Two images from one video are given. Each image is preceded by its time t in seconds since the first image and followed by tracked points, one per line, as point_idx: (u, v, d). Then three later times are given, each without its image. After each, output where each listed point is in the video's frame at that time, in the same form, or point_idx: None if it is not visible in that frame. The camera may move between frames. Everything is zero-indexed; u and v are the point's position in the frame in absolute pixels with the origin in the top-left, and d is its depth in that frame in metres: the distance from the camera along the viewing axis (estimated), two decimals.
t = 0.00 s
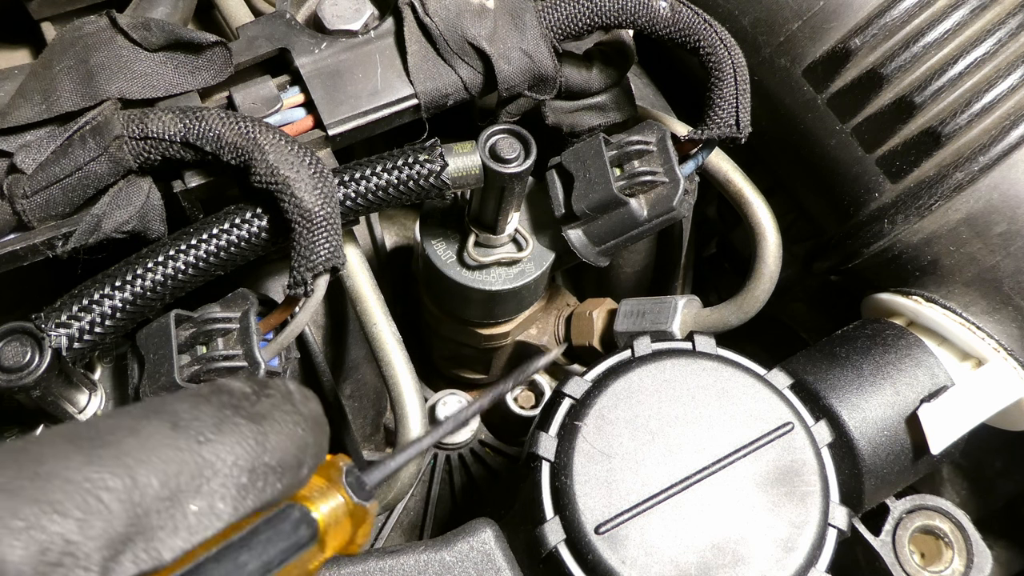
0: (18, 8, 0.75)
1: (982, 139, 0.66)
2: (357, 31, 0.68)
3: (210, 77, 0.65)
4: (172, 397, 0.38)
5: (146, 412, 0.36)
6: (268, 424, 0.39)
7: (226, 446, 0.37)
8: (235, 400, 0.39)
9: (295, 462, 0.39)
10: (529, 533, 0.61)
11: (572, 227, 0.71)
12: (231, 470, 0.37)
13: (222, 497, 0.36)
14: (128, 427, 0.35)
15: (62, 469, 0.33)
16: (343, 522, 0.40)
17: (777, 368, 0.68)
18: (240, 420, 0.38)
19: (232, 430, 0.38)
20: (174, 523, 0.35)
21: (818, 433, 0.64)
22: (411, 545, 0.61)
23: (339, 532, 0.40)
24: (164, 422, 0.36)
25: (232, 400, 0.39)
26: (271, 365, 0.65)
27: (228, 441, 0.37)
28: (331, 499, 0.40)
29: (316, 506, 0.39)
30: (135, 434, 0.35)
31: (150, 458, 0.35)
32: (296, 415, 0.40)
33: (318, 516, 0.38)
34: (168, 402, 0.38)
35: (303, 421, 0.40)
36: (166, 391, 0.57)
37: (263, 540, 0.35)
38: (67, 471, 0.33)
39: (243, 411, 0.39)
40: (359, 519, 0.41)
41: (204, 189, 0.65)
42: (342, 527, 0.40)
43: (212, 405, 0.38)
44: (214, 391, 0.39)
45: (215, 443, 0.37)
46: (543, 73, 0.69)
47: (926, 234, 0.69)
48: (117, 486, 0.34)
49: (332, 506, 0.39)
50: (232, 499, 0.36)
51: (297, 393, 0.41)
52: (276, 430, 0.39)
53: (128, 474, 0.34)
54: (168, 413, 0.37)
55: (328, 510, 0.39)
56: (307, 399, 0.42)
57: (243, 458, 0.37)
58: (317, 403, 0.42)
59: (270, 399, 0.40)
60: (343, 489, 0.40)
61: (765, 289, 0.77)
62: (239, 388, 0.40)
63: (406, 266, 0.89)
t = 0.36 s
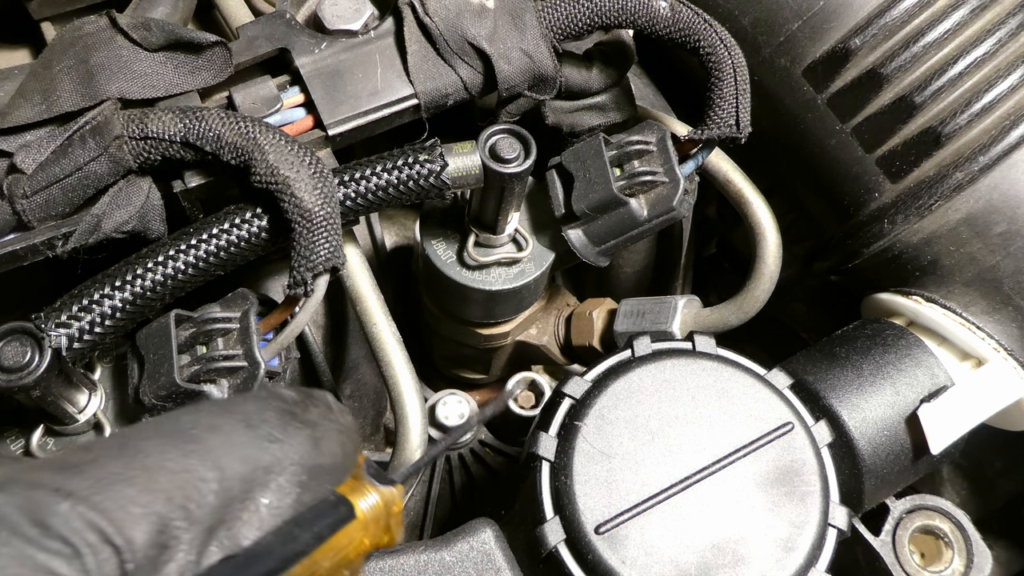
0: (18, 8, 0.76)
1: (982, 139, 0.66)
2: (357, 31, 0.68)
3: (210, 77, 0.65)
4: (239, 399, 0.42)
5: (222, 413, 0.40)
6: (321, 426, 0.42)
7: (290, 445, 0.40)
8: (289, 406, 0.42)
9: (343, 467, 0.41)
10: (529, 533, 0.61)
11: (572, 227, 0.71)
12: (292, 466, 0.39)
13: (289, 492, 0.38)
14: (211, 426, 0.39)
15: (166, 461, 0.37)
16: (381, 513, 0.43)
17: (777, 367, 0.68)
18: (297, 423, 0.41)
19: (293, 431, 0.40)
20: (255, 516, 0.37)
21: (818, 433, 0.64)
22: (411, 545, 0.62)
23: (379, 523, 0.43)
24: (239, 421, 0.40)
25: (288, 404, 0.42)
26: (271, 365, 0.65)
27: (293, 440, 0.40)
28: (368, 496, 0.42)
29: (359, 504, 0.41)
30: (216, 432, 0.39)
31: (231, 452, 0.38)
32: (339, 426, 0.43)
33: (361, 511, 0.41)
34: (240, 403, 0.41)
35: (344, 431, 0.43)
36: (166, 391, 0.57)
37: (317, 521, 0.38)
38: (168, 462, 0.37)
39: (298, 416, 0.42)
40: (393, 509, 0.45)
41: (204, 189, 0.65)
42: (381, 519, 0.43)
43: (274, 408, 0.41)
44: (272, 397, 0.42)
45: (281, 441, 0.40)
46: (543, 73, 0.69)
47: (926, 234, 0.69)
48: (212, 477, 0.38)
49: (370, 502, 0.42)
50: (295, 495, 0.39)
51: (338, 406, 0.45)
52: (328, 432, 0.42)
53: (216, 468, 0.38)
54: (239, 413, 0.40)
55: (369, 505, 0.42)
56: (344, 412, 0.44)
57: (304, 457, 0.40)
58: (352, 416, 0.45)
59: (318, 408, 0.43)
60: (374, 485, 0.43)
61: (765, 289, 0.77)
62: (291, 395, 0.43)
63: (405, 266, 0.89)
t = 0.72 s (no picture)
0: (18, 8, 0.76)
1: (982, 139, 0.66)
2: (357, 31, 0.68)
3: (210, 77, 0.65)
4: (268, 392, 0.46)
5: (252, 404, 0.44)
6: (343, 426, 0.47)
7: (315, 440, 0.45)
8: (314, 403, 0.47)
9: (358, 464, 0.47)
10: (529, 534, 0.61)
11: (572, 227, 0.71)
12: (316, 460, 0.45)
13: (310, 484, 0.44)
14: (244, 415, 0.43)
15: (204, 446, 0.40)
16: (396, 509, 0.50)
17: (777, 367, 0.68)
18: (323, 420, 0.46)
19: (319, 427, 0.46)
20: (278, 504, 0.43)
21: (818, 433, 0.64)
22: (411, 545, 0.62)
23: (393, 520, 0.50)
24: (270, 414, 0.44)
25: (312, 402, 0.47)
26: (271, 365, 0.65)
27: (318, 434, 0.45)
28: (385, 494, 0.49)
29: (377, 501, 0.49)
30: (249, 422, 0.43)
31: (263, 442, 0.43)
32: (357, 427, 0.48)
33: (378, 506, 0.48)
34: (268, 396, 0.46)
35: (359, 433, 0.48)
36: (166, 391, 0.57)
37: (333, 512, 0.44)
38: (205, 447, 0.40)
39: (321, 413, 0.47)
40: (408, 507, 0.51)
41: (204, 189, 0.65)
42: (395, 516, 0.50)
43: (300, 403, 0.46)
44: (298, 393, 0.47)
45: (308, 434, 0.45)
46: (543, 73, 0.69)
47: (926, 234, 0.69)
48: (245, 463, 0.41)
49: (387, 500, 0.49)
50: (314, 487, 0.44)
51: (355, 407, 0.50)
52: (349, 432, 0.47)
53: (249, 454, 0.42)
54: (268, 404, 0.45)
55: (385, 502, 0.49)
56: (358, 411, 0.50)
57: (327, 452, 0.45)
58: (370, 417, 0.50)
59: (337, 407, 0.48)
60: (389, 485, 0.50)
61: (765, 289, 0.77)
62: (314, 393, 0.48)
63: (405, 266, 0.89)
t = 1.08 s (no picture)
0: (18, 8, 0.75)
1: (982, 139, 0.66)
2: (357, 31, 0.68)
3: (210, 77, 0.65)
4: (258, 397, 0.47)
5: (242, 409, 0.45)
6: (334, 431, 0.48)
7: (304, 446, 0.46)
8: (305, 409, 0.48)
9: (350, 470, 0.49)
10: (529, 534, 0.61)
11: (572, 227, 0.71)
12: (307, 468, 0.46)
13: (299, 491, 0.45)
14: (233, 420, 0.44)
15: (188, 450, 0.41)
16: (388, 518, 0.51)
17: (777, 367, 0.68)
18: (313, 426, 0.47)
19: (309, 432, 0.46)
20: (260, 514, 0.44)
21: (818, 433, 0.64)
22: (411, 545, 0.62)
23: (385, 526, 0.51)
24: (259, 419, 0.45)
25: (304, 407, 0.48)
26: (271, 365, 0.65)
27: (308, 440, 0.46)
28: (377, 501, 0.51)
29: (369, 508, 0.50)
30: (236, 426, 0.44)
31: (250, 447, 0.43)
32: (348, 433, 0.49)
33: (369, 513, 0.50)
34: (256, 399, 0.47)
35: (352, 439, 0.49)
36: (166, 391, 0.57)
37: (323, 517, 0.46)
38: (190, 450, 0.41)
39: (313, 419, 0.47)
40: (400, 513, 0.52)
41: (204, 189, 0.65)
42: (388, 522, 0.51)
43: (291, 409, 0.47)
44: (288, 398, 0.48)
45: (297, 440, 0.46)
46: (543, 73, 0.69)
47: (926, 234, 0.69)
48: (229, 468, 0.42)
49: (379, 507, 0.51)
50: (303, 495, 0.46)
51: (349, 413, 0.51)
52: (341, 437, 0.49)
53: (234, 459, 0.42)
54: (258, 410, 0.46)
55: (377, 509, 0.50)
56: (352, 417, 0.51)
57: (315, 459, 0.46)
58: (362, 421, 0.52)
59: (330, 413, 0.49)
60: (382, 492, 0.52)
61: (765, 289, 0.77)
62: (307, 398, 0.49)
63: (405, 266, 0.89)
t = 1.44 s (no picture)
0: (18, 7, 0.76)
1: (982, 139, 0.66)
2: (357, 31, 0.68)
3: (210, 77, 0.65)
4: (240, 406, 0.49)
5: (220, 418, 0.47)
6: (319, 437, 0.50)
7: (285, 453, 0.48)
8: (288, 415, 0.50)
9: (336, 476, 0.51)
10: (529, 534, 0.61)
11: (572, 227, 0.71)
12: (288, 475, 0.48)
13: (279, 499, 0.47)
14: (210, 429, 0.46)
15: (159, 460, 0.43)
16: (376, 526, 0.51)
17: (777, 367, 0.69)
18: (295, 433, 0.49)
19: (290, 439, 0.49)
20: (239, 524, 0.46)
21: (818, 433, 0.64)
22: (412, 545, 0.62)
23: (374, 534, 0.51)
24: (238, 428, 0.47)
25: (287, 413, 0.50)
26: (271, 365, 0.65)
27: (289, 447, 0.48)
28: (364, 509, 0.51)
29: (353, 516, 0.50)
30: (214, 435, 0.46)
31: (225, 457, 0.45)
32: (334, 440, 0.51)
33: (356, 521, 0.49)
34: (238, 408, 0.49)
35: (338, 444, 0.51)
36: (166, 391, 0.58)
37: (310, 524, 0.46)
38: (163, 462, 0.44)
39: (295, 425, 0.50)
40: (390, 520, 0.52)
41: (204, 189, 0.65)
42: (376, 529, 0.51)
43: (272, 416, 0.49)
44: (272, 406, 0.50)
45: (277, 447, 0.48)
46: (543, 73, 0.69)
47: (926, 234, 0.69)
48: (203, 479, 0.44)
49: (366, 515, 0.51)
50: (284, 502, 0.47)
51: (336, 416, 0.53)
52: (326, 443, 0.51)
53: (209, 470, 0.44)
54: (238, 419, 0.48)
55: (364, 517, 0.50)
56: (340, 424, 0.53)
57: (297, 465, 0.48)
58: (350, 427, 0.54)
59: (315, 418, 0.51)
60: (371, 498, 0.52)
61: (765, 289, 0.77)
62: (291, 404, 0.51)
63: (406, 266, 0.89)
